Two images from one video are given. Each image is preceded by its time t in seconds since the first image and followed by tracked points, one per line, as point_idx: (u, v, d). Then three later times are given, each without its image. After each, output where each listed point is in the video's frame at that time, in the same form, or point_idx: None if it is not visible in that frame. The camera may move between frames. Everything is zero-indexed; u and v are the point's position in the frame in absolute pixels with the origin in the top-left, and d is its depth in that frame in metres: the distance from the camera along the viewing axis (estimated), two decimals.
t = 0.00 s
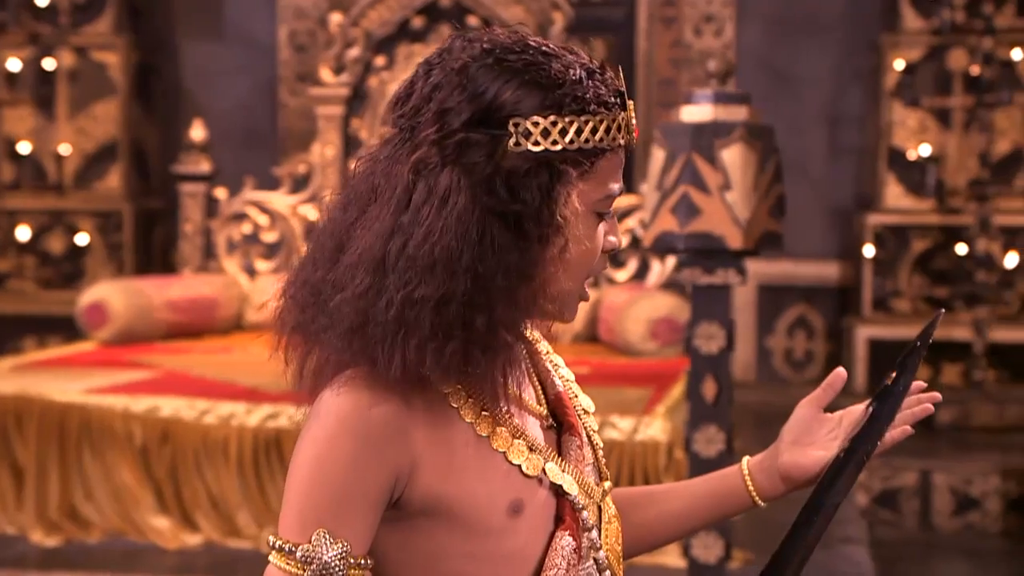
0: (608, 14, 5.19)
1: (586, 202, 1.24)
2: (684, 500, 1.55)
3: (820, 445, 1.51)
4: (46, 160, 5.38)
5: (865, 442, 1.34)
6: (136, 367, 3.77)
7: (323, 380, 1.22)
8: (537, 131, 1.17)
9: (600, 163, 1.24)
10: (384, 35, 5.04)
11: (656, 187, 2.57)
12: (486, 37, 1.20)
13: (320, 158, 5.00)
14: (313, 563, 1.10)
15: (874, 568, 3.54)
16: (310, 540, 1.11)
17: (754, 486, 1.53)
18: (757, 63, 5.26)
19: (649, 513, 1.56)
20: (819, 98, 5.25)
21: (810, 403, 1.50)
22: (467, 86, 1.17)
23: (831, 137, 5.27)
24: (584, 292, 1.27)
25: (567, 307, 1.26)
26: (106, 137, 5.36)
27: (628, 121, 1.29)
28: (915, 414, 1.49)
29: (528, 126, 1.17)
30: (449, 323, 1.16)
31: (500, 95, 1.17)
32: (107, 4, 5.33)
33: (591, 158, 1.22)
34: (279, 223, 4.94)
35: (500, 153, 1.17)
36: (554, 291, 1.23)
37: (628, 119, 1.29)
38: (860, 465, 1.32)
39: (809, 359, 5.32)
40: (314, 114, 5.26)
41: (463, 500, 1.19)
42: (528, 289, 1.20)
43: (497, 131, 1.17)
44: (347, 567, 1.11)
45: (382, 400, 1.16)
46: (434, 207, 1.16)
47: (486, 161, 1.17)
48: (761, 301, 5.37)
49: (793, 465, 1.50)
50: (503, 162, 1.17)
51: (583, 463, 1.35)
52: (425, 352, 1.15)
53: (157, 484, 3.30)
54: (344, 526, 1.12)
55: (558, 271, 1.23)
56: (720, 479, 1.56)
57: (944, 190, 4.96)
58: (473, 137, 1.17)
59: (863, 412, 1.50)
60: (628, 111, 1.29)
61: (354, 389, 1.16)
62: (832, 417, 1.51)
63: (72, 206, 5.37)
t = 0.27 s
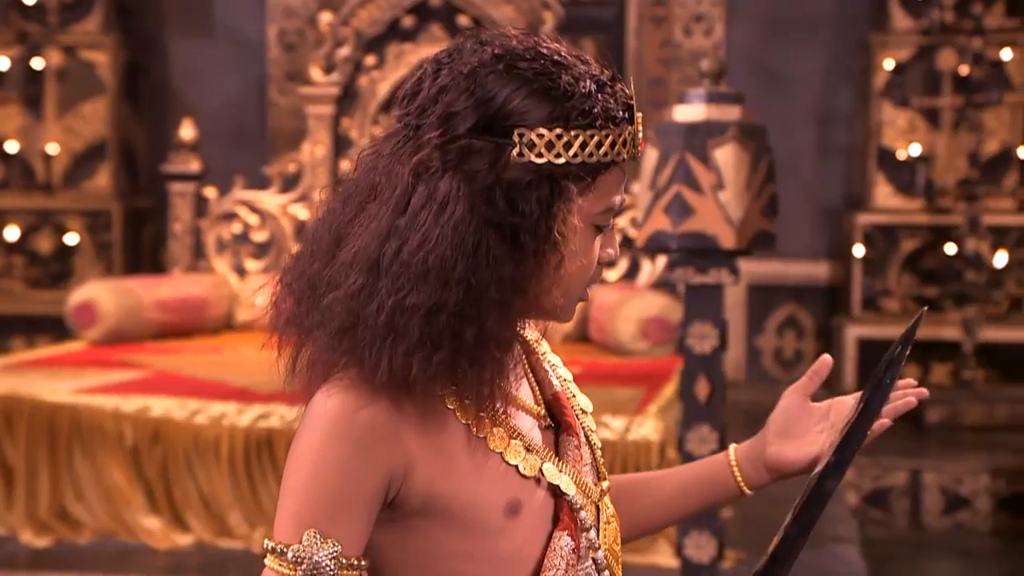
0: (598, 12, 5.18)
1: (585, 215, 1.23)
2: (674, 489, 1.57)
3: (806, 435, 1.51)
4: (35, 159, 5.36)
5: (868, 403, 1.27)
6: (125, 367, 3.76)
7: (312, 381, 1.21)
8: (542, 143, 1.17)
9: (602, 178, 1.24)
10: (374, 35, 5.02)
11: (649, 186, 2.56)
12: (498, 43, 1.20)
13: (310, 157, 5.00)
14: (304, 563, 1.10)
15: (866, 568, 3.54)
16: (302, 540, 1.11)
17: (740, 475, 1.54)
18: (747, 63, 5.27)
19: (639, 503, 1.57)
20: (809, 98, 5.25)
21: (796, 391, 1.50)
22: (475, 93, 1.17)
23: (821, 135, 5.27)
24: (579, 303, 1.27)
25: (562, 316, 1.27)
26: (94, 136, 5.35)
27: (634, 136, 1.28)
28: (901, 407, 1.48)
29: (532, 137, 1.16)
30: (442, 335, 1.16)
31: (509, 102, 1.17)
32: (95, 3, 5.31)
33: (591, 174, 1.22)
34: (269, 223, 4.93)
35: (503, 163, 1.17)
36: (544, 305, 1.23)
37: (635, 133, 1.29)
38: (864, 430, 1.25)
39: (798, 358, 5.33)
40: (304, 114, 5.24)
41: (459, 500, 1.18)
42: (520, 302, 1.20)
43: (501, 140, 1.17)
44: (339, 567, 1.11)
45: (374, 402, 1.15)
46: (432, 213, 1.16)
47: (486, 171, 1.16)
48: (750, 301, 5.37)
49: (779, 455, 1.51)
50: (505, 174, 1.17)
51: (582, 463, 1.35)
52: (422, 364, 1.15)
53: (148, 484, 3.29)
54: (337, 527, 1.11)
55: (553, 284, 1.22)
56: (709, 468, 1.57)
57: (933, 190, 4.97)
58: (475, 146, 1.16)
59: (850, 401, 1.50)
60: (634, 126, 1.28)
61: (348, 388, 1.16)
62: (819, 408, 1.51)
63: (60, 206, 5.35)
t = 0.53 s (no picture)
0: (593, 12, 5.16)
1: (585, 217, 1.23)
2: (668, 498, 1.56)
3: (802, 455, 1.49)
4: (28, 159, 5.35)
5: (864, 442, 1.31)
6: (119, 367, 3.75)
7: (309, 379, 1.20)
8: (543, 143, 1.17)
9: (605, 179, 1.24)
10: (368, 35, 5.02)
11: (645, 186, 2.56)
12: (503, 42, 1.20)
13: (304, 157, 4.99)
14: (307, 562, 1.10)
15: (860, 568, 3.54)
16: (305, 539, 1.11)
17: (734, 491, 1.53)
18: (741, 63, 5.26)
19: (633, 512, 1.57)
20: (803, 99, 5.26)
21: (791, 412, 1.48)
22: (477, 93, 1.17)
23: (814, 135, 5.27)
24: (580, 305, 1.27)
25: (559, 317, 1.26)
26: (88, 136, 5.34)
27: (639, 138, 1.28)
28: (899, 435, 1.45)
29: (533, 138, 1.16)
30: (439, 335, 1.15)
31: (511, 102, 1.17)
32: (88, 3, 5.30)
33: (593, 176, 1.22)
34: (263, 224, 4.94)
35: (504, 164, 1.16)
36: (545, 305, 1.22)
37: (641, 135, 1.29)
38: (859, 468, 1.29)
39: (791, 359, 5.33)
40: (298, 114, 5.23)
41: (459, 500, 1.18)
42: (520, 303, 1.19)
43: (502, 140, 1.17)
44: (343, 566, 1.12)
45: (373, 399, 1.15)
46: (431, 212, 1.16)
47: (487, 171, 1.16)
48: (744, 301, 5.37)
49: (773, 473, 1.50)
50: (505, 174, 1.16)
51: (583, 465, 1.35)
52: (420, 365, 1.14)
53: (143, 485, 3.28)
54: (338, 526, 1.12)
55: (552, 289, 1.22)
56: (705, 482, 1.56)
57: (926, 191, 4.98)
58: (475, 146, 1.16)
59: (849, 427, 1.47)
60: (640, 129, 1.28)
61: (347, 386, 1.15)
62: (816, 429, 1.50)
63: (53, 206, 5.34)
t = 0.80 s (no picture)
0: (589, 12, 5.13)
1: (602, 214, 1.23)
2: (679, 509, 1.55)
3: (811, 463, 1.49)
4: (24, 158, 5.34)
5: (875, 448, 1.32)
6: (116, 367, 3.75)
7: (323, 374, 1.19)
8: (562, 140, 1.17)
9: (621, 176, 1.24)
10: (365, 34, 5.02)
11: (643, 186, 2.56)
12: (517, 41, 1.20)
13: (301, 156, 4.99)
14: (316, 558, 1.11)
15: (858, 567, 3.54)
16: (314, 535, 1.12)
17: (744, 500, 1.52)
18: (739, 63, 5.26)
19: (644, 519, 1.56)
20: (800, 99, 5.26)
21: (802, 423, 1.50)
22: (494, 91, 1.17)
23: (811, 135, 5.28)
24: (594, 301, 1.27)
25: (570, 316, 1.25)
26: (84, 135, 5.34)
27: (650, 137, 1.29)
28: (908, 441, 1.47)
29: (552, 135, 1.17)
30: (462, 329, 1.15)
31: (529, 100, 1.17)
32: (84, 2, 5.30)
33: (609, 173, 1.22)
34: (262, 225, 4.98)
35: (522, 161, 1.17)
36: (563, 299, 1.23)
37: (652, 134, 1.29)
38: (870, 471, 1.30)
39: (789, 358, 5.33)
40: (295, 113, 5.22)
41: (465, 500, 1.18)
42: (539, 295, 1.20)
43: (522, 137, 1.17)
44: (351, 563, 1.12)
45: (382, 395, 1.15)
46: (452, 207, 1.15)
47: (507, 165, 1.16)
48: (741, 301, 5.37)
49: (784, 483, 1.49)
50: (525, 170, 1.17)
51: (586, 465, 1.35)
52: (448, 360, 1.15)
53: (140, 485, 3.28)
54: (346, 522, 1.12)
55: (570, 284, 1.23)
56: (713, 493, 1.55)
57: (924, 190, 4.99)
58: (495, 142, 1.16)
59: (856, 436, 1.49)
60: (650, 127, 1.29)
61: (367, 383, 1.16)
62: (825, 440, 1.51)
63: (50, 206, 5.34)
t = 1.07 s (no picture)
0: (587, 12, 5.15)
1: (602, 206, 1.23)
2: (691, 507, 1.55)
3: (830, 455, 1.49)
4: (22, 159, 5.34)
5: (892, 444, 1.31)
6: (114, 367, 3.75)
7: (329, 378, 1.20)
8: (561, 134, 1.17)
9: (618, 167, 1.24)
10: (363, 34, 5.01)
11: (641, 186, 2.56)
12: (509, 38, 1.20)
13: (299, 157, 5.00)
14: (321, 555, 1.11)
15: (856, 568, 3.54)
16: (319, 532, 1.11)
17: (761, 494, 1.52)
18: (737, 63, 5.27)
19: (657, 517, 1.55)
20: (798, 99, 5.26)
21: (821, 414, 1.48)
22: (490, 88, 1.17)
23: (809, 135, 5.28)
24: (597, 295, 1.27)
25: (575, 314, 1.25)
26: (82, 136, 5.34)
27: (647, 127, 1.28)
28: (929, 433, 1.48)
29: (550, 129, 1.16)
30: (471, 324, 1.16)
31: (524, 97, 1.17)
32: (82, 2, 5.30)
33: (608, 164, 1.22)
34: (259, 224, 4.96)
35: (522, 156, 1.16)
36: (570, 293, 1.22)
37: (646, 125, 1.27)
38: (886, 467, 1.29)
39: (787, 359, 5.33)
40: (293, 113, 5.23)
41: (470, 499, 1.19)
42: (546, 289, 1.20)
43: (520, 133, 1.16)
44: (356, 560, 1.12)
45: (386, 394, 1.16)
46: (456, 205, 1.16)
47: (509, 161, 1.16)
48: (739, 301, 5.37)
49: (801, 475, 1.49)
50: (525, 164, 1.16)
51: (590, 464, 1.35)
52: (454, 359, 1.16)
53: (137, 485, 3.28)
54: (351, 519, 1.12)
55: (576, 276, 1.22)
56: (728, 488, 1.55)
57: (921, 190, 4.99)
58: (494, 139, 1.16)
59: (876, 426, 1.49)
60: (647, 116, 1.28)
61: (376, 381, 1.16)
62: (844, 431, 1.50)
63: (48, 206, 5.33)
